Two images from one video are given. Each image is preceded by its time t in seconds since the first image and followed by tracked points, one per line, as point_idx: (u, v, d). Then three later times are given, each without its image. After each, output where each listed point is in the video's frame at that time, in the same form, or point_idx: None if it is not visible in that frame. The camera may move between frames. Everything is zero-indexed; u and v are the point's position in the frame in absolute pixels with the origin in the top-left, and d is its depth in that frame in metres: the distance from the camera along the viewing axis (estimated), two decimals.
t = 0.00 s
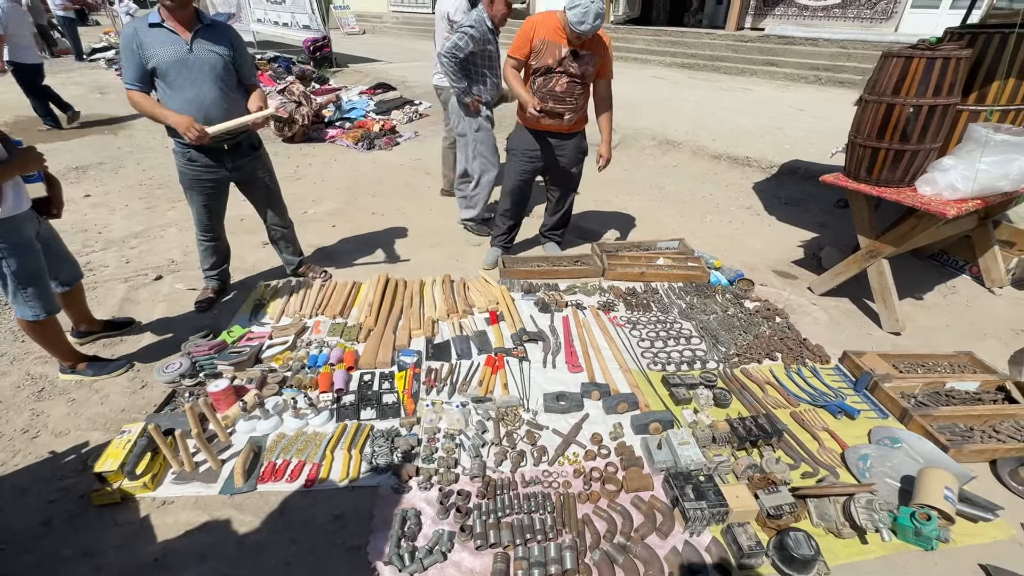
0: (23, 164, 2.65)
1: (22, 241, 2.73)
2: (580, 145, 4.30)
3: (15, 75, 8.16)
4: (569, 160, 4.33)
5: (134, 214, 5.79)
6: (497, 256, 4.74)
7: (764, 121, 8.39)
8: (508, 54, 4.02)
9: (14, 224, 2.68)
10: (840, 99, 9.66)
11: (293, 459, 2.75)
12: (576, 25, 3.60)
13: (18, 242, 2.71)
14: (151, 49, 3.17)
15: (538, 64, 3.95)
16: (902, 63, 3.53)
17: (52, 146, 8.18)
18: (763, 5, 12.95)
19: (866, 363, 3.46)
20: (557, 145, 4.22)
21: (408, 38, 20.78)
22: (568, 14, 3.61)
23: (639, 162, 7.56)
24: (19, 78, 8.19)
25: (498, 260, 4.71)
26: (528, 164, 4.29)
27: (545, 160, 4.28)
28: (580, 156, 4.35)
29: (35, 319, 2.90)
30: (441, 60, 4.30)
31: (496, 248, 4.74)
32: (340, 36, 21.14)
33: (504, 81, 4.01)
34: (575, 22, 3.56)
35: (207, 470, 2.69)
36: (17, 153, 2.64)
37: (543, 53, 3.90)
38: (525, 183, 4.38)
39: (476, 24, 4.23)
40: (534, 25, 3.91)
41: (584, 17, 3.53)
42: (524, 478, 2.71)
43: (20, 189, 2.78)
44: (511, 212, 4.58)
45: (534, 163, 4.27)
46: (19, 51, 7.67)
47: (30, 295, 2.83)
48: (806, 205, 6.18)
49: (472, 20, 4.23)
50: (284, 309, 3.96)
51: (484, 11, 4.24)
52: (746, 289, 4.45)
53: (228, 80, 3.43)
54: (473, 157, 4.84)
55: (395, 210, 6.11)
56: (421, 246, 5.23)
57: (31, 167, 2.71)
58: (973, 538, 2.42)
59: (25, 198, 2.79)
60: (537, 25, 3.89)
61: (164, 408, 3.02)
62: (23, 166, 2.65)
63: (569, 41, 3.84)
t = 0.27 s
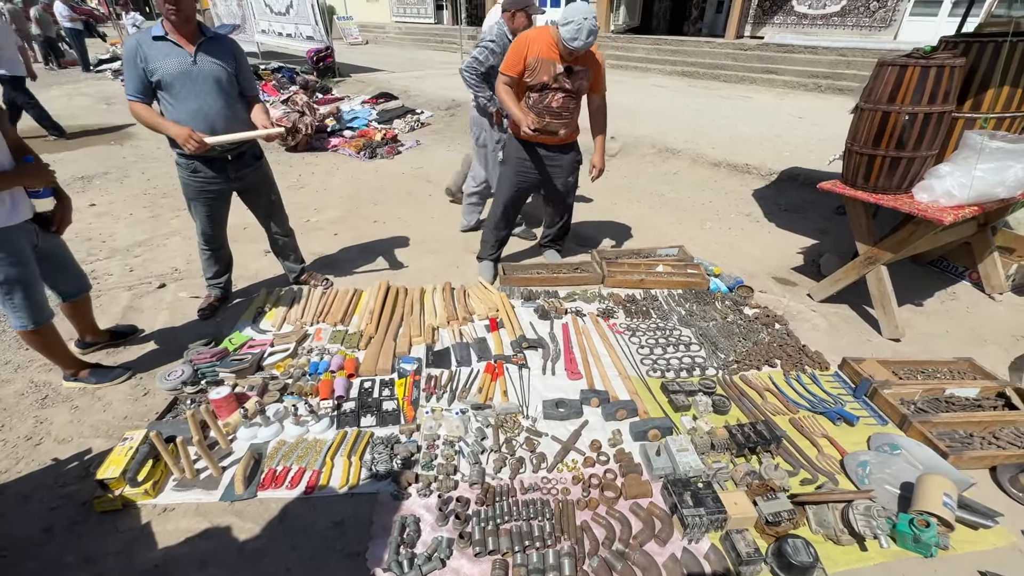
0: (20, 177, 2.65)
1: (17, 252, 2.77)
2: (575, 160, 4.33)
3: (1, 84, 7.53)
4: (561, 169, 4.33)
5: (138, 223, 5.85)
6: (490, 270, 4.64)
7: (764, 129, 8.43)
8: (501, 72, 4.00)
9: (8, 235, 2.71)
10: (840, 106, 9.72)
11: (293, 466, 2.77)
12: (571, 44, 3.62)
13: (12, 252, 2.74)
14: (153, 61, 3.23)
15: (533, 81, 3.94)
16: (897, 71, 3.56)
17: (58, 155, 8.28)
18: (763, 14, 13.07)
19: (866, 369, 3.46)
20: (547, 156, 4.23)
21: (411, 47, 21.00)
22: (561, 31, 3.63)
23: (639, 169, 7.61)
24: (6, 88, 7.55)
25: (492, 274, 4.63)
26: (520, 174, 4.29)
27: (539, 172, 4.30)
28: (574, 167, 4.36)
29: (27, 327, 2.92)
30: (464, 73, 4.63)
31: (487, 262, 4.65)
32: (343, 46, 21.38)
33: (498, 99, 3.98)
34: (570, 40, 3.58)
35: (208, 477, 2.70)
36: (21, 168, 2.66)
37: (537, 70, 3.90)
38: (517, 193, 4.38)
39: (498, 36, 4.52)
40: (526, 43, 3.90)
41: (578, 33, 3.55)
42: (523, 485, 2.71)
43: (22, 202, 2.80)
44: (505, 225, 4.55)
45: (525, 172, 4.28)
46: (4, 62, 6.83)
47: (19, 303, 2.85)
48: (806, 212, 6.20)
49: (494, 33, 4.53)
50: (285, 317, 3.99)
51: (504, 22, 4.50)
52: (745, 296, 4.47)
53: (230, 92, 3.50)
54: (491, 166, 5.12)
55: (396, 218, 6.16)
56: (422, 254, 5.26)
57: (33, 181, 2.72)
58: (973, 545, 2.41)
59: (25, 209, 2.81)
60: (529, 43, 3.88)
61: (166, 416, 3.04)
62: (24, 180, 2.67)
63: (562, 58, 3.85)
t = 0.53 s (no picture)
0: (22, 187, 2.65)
1: (23, 259, 2.82)
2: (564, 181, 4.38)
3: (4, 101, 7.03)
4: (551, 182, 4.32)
5: (145, 229, 5.90)
6: (493, 279, 4.68)
7: (766, 135, 8.46)
8: (491, 112, 3.95)
9: (13, 243, 2.75)
10: (842, 112, 9.75)
11: (300, 472, 2.78)
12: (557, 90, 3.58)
13: (17, 259, 2.79)
14: (165, 70, 3.27)
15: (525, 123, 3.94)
16: (899, 80, 3.59)
17: (66, 162, 8.36)
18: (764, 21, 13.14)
19: (870, 376, 3.46)
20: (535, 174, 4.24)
21: (414, 55, 21.17)
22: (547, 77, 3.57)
23: (642, 176, 7.64)
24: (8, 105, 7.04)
25: (496, 283, 4.66)
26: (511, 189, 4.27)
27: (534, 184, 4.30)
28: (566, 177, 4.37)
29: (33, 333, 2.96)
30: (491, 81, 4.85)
31: (490, 271, 4.69)
32: (347, 54, 21.56)
33: (489, 141, 3.95)
34: (556, 86, 3.53)
35: (215, 482, 2.72)
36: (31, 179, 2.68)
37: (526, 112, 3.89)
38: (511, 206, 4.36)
39: (526, 45, 4.69)
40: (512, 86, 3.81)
41: (565, 79, 3.50)
42: (529, 491, 2.72)
43: (32, 211, 2.83)
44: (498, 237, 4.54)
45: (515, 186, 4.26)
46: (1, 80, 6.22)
47: (20, 309, 2.87)
48: (809, 218, 6.22)
49: (521, 43, 4.71)
50: (291, 322, 4.01)
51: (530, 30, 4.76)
52: (749, 302, 4.48)
53: (240, 101, 3.55)
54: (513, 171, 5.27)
55: (401, 225, 6.20)
56: (427, 260, 5.29)
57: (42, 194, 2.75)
58: (979, 552, 2.41)
59: (33, 217, 2.84)
60: (517, 84, 3.78)
61: (174, 421, 3.07)
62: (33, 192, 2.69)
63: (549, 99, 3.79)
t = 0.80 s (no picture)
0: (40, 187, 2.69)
1: (37, 258, 2.85)
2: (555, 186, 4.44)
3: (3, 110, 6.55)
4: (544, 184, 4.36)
5: (153, 231, 5.93)
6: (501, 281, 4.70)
7: (770, 138, 8.49)
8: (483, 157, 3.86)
9: (26, 241, 2.79)
10: (844, 116, 9.78)
11: (312, 470, 2.80)
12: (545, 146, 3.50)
13: (30, 258, 2.82)
14: (184, 71, 3.31)
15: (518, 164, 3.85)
16: (906, 82, 3.62)
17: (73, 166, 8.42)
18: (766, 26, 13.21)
19: (879, 376, 3.46)
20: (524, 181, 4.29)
21: (417, 60, 21.30)
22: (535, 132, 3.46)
23: (646, 178, 7.67)
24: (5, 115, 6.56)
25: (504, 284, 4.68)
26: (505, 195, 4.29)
27: (532, 185, 4.33)
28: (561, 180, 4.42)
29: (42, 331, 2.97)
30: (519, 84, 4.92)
31: (497, 273, 4.71)
32: (350, 59, 21.70)
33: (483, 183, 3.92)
34: (544, 145, 3.45)
35: (228, 480, 2.74)
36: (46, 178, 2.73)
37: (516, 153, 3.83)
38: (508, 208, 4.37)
39: (552, 49, 4.80)
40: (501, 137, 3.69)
41: (553, 139, 3.41)
42: (540, 489, 2.73)
43: (48, 210, 2.87)
44: (496, 239, 4.57)
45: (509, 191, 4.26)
46: None
47: (33, 308, 2.90)
48: (814, 220, 6.23)
49: (548, 46, 4.81)
50: (300, 322, 4.03)
51: (559, 34, 4.83)
52: (756, 303, 4.49)
53: (255, 105, 3.59)
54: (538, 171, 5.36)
55: (407, 227, 6.23)
56: (434, 262, 5.32)
57: (57, 193, 2.79)
58: (992, 550, 2.40)
59: (49, 216, 2.88)
60: (507, 131, 3.64)
61: (186, 419, 3.09)
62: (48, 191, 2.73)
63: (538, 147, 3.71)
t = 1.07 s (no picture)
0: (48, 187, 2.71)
1: (45, 258, 2.86)
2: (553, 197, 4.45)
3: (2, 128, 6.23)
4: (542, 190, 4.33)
5: (157, 234, 5.94)
6: (504, 283, 4.69)
7: (772, 142, 8.50)
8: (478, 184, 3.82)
9: (34, 241, 2.79)
10: (846, 120, 9.80)
11: (316, 472, 2.79)
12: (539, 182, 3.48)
13: (37, 258, 2.82)
14: (195, 73, 3.32)
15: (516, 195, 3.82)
16: (910, 84, 3.62)
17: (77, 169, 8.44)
18: (766, 30, 13.26)
19: (885, 379, 3.45)
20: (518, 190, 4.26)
21: (419, 64, 21.37)
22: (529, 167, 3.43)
23: (649, 182, 7.67)
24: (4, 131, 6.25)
25: (506, 287, 4.67)
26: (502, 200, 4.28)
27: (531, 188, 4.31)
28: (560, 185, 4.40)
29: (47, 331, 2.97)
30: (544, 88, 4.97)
31: (500, 275, 4.70)
32: (352, 63, 21.77)
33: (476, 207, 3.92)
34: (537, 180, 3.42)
35: (233, 482, 2.73)
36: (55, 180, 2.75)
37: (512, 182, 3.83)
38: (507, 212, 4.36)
39: (576, 54, 4.91)
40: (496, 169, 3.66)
41: (546, 176, 3.38)
42: (546, 493, 2.72)
43: (57, 210, 2.88)
44: (494, 243, 4.55)
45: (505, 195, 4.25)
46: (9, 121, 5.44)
47: (44, 306, 2.90)
48: (817, 223, 6.23)
49: (572, 51, 4.92)
50: (304, 325, 4.02)
51: (581, 39, 4.92)
52: (760, 306, 4.49)
53: (262, 110, 3.61)
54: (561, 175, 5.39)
55: (410, 230, 6.23)
56: (437, 265, 5.32)
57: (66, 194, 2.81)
58: (1002, 554, 2.39)
59: (58, 216, 2.89)
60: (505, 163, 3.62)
61: (190, 422, 3.08)
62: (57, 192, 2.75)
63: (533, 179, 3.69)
